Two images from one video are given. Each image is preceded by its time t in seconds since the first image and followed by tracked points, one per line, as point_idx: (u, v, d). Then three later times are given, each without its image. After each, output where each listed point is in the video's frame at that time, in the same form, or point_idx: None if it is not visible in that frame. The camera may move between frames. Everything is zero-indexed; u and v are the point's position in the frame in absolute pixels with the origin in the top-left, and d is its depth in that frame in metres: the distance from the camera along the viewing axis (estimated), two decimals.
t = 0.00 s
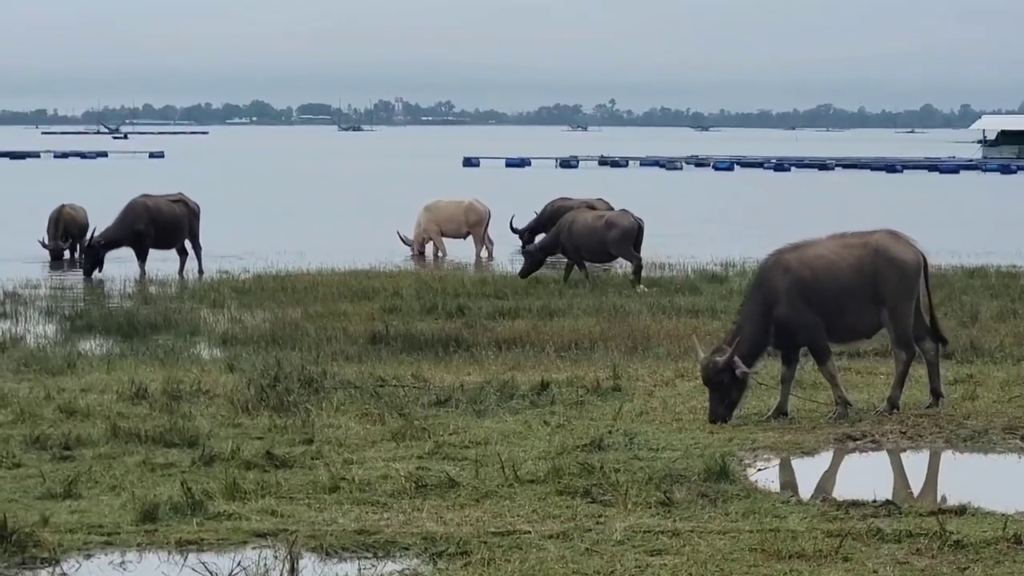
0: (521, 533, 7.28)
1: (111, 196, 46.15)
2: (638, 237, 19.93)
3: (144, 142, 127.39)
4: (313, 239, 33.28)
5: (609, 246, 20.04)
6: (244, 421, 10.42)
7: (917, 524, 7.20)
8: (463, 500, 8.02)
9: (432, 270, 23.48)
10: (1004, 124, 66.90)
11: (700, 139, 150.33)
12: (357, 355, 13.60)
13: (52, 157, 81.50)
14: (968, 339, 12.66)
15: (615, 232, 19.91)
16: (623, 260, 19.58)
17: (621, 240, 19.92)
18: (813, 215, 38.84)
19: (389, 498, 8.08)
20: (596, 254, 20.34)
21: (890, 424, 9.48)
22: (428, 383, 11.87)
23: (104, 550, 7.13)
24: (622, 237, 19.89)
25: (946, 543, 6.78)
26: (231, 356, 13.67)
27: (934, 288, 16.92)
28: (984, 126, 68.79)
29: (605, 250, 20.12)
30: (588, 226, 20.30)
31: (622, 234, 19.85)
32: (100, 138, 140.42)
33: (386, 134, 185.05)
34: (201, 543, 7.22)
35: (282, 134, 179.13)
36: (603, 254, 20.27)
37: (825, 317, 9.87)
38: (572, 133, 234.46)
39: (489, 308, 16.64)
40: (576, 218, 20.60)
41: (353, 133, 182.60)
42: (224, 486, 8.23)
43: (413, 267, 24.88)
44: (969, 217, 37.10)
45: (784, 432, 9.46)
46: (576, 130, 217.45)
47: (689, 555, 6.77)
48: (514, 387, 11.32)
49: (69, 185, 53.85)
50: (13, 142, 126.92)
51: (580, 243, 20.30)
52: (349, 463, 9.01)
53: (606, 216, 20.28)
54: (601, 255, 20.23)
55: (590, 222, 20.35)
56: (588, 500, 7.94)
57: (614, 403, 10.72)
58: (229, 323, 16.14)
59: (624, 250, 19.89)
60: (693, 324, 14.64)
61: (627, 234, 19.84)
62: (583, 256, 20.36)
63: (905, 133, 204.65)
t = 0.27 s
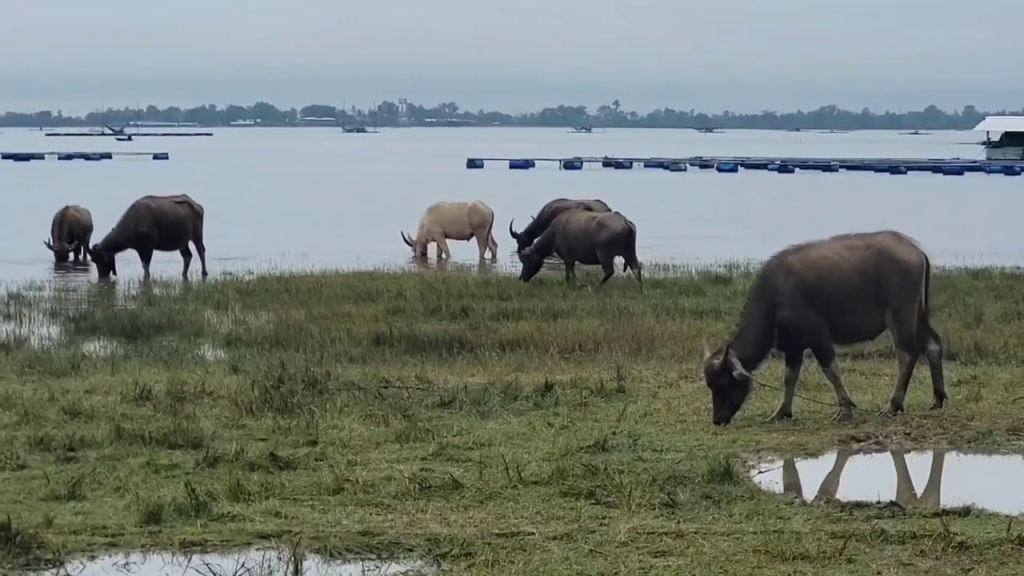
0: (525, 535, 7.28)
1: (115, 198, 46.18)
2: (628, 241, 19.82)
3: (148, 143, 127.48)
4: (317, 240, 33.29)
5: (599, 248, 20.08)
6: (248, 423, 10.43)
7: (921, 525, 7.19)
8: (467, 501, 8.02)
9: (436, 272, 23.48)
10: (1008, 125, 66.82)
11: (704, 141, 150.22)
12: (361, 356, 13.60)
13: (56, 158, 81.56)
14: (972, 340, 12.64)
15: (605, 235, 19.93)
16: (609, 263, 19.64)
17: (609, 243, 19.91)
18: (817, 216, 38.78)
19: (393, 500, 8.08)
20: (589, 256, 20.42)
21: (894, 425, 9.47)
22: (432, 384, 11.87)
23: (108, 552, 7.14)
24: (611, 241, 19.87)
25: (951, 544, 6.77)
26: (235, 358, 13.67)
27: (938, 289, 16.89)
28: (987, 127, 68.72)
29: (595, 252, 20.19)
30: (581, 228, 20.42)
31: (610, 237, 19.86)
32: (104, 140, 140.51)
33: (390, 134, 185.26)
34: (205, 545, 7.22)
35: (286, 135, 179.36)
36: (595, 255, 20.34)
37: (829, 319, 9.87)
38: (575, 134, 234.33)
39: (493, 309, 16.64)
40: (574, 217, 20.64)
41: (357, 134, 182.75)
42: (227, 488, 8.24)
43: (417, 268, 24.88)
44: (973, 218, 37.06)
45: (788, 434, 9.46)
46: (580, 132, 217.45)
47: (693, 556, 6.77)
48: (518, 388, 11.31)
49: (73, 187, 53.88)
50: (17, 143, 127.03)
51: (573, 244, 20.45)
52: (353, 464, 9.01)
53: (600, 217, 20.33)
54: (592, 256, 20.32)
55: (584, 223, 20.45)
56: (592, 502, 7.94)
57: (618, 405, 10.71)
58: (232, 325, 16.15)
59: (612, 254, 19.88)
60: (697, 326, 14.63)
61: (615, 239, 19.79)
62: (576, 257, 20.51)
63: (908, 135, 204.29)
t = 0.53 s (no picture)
0: (528, 536, 7.28)
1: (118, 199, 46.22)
2: (618, 242, 19.90)
3: (151, 144, 127.66)
4: (320, 242, 33.29)
5: (590, 250, 20.14)
6: (251, 424, 10.43)
7: (925, 527, 7.19)
8: (470, 503, 8.02)
9: (438, 274, 23.48)
10: (1011, 127, 66.75)
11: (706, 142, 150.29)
12: (364, 358, 13.61)
13: (59, 160, 81.63)
14: (975, 343, 12.64)
15: (596, 237, 19.99)
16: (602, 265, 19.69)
17: (600, 245, 19.97)
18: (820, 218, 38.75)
19: (396, 501, 8.08)
20: (580, 258, 20.46)
21: (897, 427, 9.47)
22: (435, 386, 11.87)
23: (110, 554, 7.14)
24: (602, 243, 19.93)
25: (954, 546, 6.77)
26: (238, 360, 13.67)
27: (941, 291, 16.90)
28: (990, 129, 68.66)
29: (586, 254, 20.24)
30: (570, 230, 20.46)
31: (601, 240, 19.92)
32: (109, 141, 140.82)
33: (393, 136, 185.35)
34: (208, 547, 7.23)
35: (288, 137, 179.34)
36: (586, 257, 20.39)
37: (833, 320, 9.86)
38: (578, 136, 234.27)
39: (496, 311, 16.64)
40: (562, 219, 20.72)
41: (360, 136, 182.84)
42: (231, 490, 8.24)
43: (419, 270, 24.88)
44: (976, 220, 37.02)
45: (791, 436, 9.46)
46: (583, 133, 217.54)
47: (696, 558, 6.76)
48: (520, 390, 11.31)
49: (76, 189, 53.94)
50: (21, 144, 127.33)
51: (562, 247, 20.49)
52: (356, 466, 9.01)
53: (589, 219, 20.38)
54: (583, 258, 20.37)
55: (573, 225, 20.48)
56: (594, 503, 7.94)
57: (620, 407, 10.72)
58: (235, 326, 16.15)
59: (604, 255, 19.95)
60: (700, 327, 14.62)
61: (606, 240, 19.84)
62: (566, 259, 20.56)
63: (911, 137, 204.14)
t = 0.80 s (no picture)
0: (532, 539, 7.28)
1: (122, 201, 46.25)
2: (612, 242, 20.02)
3: (156, 147, 127.94)
4: (325, 244, 33.29)
5: (584, 252, 20.18)
6: (255, 426, 10.44)
7: (928, 529, 7.19)
8: (474, 505, 8.03)
9: (442, 277, 23.47)
10: (1015, 129, 66.67)
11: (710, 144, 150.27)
12: (368, 361, 13.62)
13: (62, 163, 81.68)
14: (980, 345, 12.62)
15: (590, 238, 20.04)
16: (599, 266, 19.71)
17: (594, 246, 20.05)
18: (825, 220, 38.71)
19: (400, 504, 8.08)
20: (571, 260, 20.45)
21: (901, 429, 9.46)
22: (439, 388, 11.88)
23: (115, 556, 7.15)
24: (596, 243, 20.02)
25: (958, 549, 6.77)
26: (242, 362, 13.68)
27: (945, 293, 16.87)
28: (995, 131, 68.58)
29: (580, 255, 20.27)
30: (562, 233, 20.45)
31: (596, 241, 19.98)
32: (113, 143, 141.14)
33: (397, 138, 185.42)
34: (212, 549, 7.24)
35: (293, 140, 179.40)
36: (578, 259, 20.40)
37: (838, 323, 9.86)
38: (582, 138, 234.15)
39: (500, 313, 16.64)
40: (553, 221, 20.74)
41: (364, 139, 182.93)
42: (235, 492, 8.25)
43: (423, 272, 24.88)
44: (980, 222, 36.98)
45: (795, 438, 9.46)
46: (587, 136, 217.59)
47: (701, 561, 6.76)
48: (524, 392, 11.32)
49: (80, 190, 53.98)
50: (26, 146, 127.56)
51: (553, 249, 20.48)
52: (360, 468, 9.03)
53: (580, 221, 20.43)
54: (576, 260, 20.39)
55: (564, 228, 20.49)
56: (599, 506, 7.94)
57: (625, 409, 10.72)
58: (239, 329, 16.16)
59: (598, 256, 20.02)
60: (704, 330, 14.62)
61: (600, 240, 19.94)
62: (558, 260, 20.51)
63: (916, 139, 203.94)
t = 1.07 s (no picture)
0: (537, 540, 7.29)
1: (127, 202, 46.32)
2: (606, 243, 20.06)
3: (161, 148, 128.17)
4: (330, 245, 33.32)
5: (579, 252, 20.21)
6: (260, 428, 10.46)
7: (934, 531, 7.18)
8: (479, 506, 8.03)
9: (447, 278, 23.47)
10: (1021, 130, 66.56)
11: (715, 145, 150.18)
12: (373, 362, 13.63)
13: (68, 164, 81.84)
14: (985, 347, 12.61)
15: (584, 239, 20.08)
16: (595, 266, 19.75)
17: (589, 247, 20.08)
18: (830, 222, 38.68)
19: (405, 505, 8.09)
20: (565, 261, 20.47)
21: (906, 431, 9.46)
22: (444, 390, 11.88)
23: (120, 557, 7.16)
24: (590, 244, 20.06)
25: (963, 550, 6.77)
26: (248, 363, 13.69)
27: (951, 295, 16.86)
28: (1001, 133, 68.50)
29: (574, 256, 20.30)
30: (556, 233, 20.48)
31: (590, 241, 20.02)
32: (119, 144, 141.39)
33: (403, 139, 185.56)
34: (218, 550, 7.25)
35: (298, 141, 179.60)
36: (572, 260, 20.43)
37: (844, 325, 9.84)
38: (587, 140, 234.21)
39: (506, 315, 16.65)
40: (547, 222, 20.77)
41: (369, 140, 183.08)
42: (240, 493, 8.26)
43: (427, 274, 24.90)
44: (986, 224, 36.92)
45: (800, 440, 9.46)
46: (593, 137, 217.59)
47: (706, 563, 6.77)
48: (530, 394, 11.32)
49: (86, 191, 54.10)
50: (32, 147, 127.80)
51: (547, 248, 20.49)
52: (365, 469, 9.04)
53: (574, 222, 20.47)
54: (570, 260, 20.41)
55: (558, 228, 20.52)
56: (604, 507, 7.94)
57: (630, 411, 10.72)
58: (244, 330, 16.18)
59: (593, 257, 20.06)
60: (709, 331, 14.61)
61: (595, 241, 19.98)
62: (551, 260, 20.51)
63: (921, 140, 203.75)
